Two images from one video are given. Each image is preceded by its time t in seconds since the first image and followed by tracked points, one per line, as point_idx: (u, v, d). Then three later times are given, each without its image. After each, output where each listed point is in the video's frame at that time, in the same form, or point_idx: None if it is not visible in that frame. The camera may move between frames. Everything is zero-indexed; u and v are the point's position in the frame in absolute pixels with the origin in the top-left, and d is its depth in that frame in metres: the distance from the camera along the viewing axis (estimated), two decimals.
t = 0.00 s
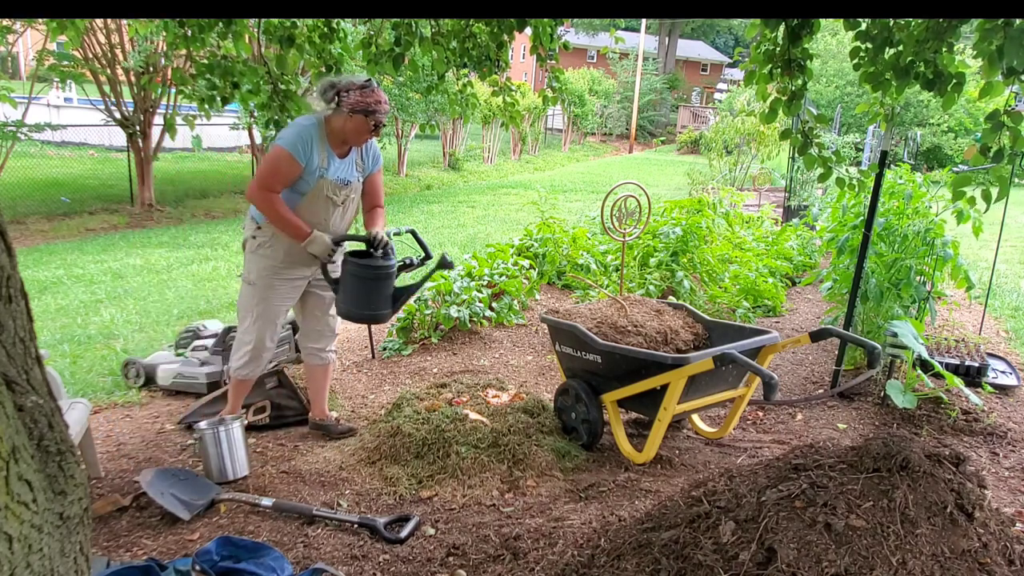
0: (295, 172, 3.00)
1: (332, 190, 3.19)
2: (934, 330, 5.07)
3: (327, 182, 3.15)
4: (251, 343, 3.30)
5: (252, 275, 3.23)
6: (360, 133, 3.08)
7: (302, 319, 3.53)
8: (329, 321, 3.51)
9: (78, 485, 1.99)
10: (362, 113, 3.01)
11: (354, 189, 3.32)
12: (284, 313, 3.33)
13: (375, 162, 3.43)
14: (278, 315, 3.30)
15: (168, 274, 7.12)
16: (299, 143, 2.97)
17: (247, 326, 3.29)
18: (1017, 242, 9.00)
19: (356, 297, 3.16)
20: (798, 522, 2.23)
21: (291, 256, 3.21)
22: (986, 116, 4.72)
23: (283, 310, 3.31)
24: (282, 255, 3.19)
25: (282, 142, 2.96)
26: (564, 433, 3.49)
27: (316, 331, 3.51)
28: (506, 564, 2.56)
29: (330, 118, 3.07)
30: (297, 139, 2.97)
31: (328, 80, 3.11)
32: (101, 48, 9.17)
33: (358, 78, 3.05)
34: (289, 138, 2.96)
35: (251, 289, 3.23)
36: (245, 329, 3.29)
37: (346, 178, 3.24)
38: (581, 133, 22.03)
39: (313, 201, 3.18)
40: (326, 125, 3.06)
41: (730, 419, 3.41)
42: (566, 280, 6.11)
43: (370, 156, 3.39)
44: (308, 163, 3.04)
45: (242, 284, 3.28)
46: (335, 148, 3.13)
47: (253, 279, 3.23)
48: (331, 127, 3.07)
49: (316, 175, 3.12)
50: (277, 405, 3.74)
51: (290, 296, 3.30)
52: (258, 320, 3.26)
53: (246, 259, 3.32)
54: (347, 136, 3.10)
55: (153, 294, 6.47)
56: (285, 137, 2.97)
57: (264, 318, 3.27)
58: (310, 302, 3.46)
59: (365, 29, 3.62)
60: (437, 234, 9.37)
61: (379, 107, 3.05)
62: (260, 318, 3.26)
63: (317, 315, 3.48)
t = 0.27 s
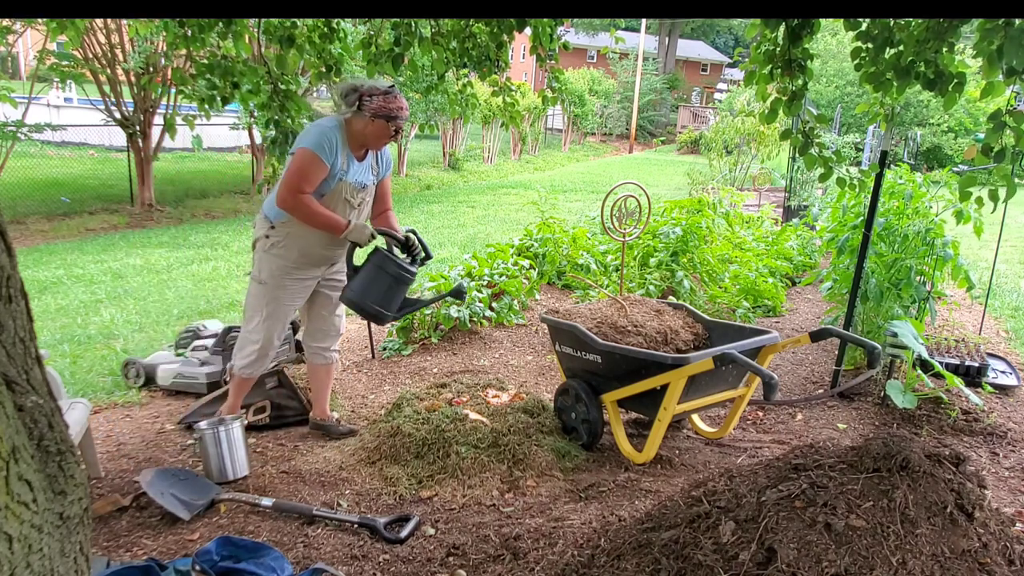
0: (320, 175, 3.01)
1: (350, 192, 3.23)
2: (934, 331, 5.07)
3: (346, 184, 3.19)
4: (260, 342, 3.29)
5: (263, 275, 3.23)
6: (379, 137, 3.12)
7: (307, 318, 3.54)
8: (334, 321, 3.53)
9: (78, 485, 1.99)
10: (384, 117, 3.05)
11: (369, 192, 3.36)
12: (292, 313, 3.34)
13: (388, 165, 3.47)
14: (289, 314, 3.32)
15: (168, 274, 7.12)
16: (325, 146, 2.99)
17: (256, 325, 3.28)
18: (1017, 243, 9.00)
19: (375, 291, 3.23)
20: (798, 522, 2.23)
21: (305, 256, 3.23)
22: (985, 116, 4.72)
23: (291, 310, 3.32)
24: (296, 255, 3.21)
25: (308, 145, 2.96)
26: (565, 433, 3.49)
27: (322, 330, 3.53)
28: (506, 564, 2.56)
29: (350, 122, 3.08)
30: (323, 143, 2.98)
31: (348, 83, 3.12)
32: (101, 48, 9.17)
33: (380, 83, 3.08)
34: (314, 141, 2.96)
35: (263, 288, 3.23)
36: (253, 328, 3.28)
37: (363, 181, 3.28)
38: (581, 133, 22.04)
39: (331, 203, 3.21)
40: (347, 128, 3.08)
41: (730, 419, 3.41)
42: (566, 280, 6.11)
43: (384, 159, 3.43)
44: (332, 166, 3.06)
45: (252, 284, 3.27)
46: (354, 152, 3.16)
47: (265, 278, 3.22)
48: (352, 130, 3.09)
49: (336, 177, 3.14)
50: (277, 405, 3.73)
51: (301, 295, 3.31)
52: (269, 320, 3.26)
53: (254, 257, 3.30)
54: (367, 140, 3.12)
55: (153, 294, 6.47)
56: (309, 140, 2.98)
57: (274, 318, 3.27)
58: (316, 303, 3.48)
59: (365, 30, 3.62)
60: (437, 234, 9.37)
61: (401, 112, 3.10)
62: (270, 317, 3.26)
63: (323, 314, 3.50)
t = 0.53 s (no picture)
0: (333, 177, 3.01)
1: (359, 194, 3.23)
2: (934, 331, 5.07)
3: (356, 186, 3.19)
4: (268, 341, 3.29)
5: (271, 275, 3.21)
6: (391, 140, 3.13)
7: (311, 318, 3.53)
8: (337, 322, 3.53)
9: (78, 485, 1.99)
10: (397, 121, 3.07)
11: (376, 194, 3.37)
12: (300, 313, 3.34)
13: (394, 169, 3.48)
14: (297, 314, 3.33)
15: (167, 274, 7.12)
16: (338, 147, 2.99)
17: (264, 325, 3.27)
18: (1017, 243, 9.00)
19: (374, 293, 3.23)
20: (798, 522, 2.23)
21: (314, 256, 3.23)
22: (985, 115, 4.72)
23: (299, 309, 3.32)
24: (305, 254, 3.21)
25: (322, 145, 2.96)
26: (564, 433, 3.49)
27: (326, 330, 3.53)
28: (506, 564, 2.56)
29: (362, 124, 3.09)
30: (337, 143, 2.99)
31: (361, 86, 3.14)
32: (102, 48, 9.17)
33: (393, 87, 3.10)
34: (328, 142, 2.96)
35: (271, 287, 3.22)
36: (260, 327, 3.28)
37: (371, 184, 3.29)
38: (581, 133, 22.04)
39: (341, 204, 3.21)
40: (359, 130, 3.09)
41: (730, 419, 3.41)
42: (566, 280, 6.10)
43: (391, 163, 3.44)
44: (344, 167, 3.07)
45: (259, 284, 3.25)
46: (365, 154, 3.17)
47: (273, 279, 3.21)
48: (364, 132, 3.10)
49: (347, 179, 3.14)
50: (277, 405, 3.73)
51: (308, 295, 3.31)
52: (278, 320, 3.26)
53: (260, 257, 3.28)
54: (379, 143, 3.14)
55: (153, 294, 6.46)
56: (323, 140, 2.98)
57: (282, 317, 3.27)
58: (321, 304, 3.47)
59: (365, 30, 3.62)
60: (437, 234, 9.37)
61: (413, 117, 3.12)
62: (278, 316, 3.26)
63: (326, 316, 3.49)
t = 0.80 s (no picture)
0: (341, 178, 3.01)
1: (364, 194, 3.23)
2: (934, 331, 5.07)
3: (361, 186, 3.19)
4: (271, 341, 3.29)
5: (274, 275, 3.21)
6: (394, 140, 3.14)
7: (312, 318, 3.53)
8: (338, 321, 3.53)
9: (78, 485, 1.99)
10: (401, 122, 3.08)
11: (379, 195, 3.37)
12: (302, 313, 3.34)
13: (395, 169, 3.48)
14: (300, 314, 3.33)
15: (167, 274, 7.12)
16: (344, 148, 2.99)
17: (267, 325, 3.27)
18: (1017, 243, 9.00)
19: (381, 292, 3.26)
20: (798, 522, 2.23)
21: (317, 256, 3.23)
22: (986, 115, 4.72)
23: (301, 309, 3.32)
24: (308, 254, 3.21)
25: (328, 146, 2.96)
26: (565, 433, 3.49)
27: (327, 330, 3.53)
28: (506, 564, 2.56)
29: (366, 124, 3.09)
30: (342, 144, 2.99)
31: (364, 86, 3.13)
32: (101, 48, 9.17)
33: (397, 87, 3.10)
34: (335, 143, 2.96)
35: (274, 287, 3.21)
36: (264, 328, 3.28)
37: (375, 184, 3.29)
38: (581, 133, 22.04)
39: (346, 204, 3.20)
40: (363, 130, 3.09)
41: (730, 419, 3.41)
42: (566, 280, 6.10)
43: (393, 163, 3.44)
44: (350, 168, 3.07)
45: (262, 284, 3.25)
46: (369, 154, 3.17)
47: (276, 279, 3.20)
48: (367, 132, 3.10)
49: (352, 180, 3.14)
50: (277, 405, 3.73)
51: (310, 295, 3.31)
52: (281, 321, 3.27)
53: (262, 257, 3.26)
54: (382, 143, 3.14)
55: (153, 294, 6.46)
56: (328, 141, 2.97)
57: (284, 317, 3.27)
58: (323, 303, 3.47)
59: (365, 30, 3.62)
60: (437, 234, 9.37)
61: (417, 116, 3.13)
62: (281, 316, 3.26)
63: (327, 316, 3.49)
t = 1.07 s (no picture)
0: (347, 181, 3.02)
1: (366, 195, 3.23)
2: (934, 331, 5.07)
3: (364, 188, 3.19)
4: (271, 341, 3.29)
5: (274, 275, 3.20)
6: (397, 141, 3.14)
7: (312, 318, 3.53)
8: (339, 321, 3.53)
9: (78, 485, 1.99)
10: (404, 123, 3.08)
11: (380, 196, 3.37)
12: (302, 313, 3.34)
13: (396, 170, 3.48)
14: (300, 314, 3.33)
15: (167, 274, 7.12)
16: (348, 151, 3.00)
17: (266, 324, 3.27)
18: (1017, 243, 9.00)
19: (393, 294, 3.28)
20: (798, 522, 2.23)
21: (318, 257, 3.23)
22: (985, 115, 4.72)
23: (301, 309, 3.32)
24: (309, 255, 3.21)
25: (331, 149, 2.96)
26: (564, 433, 3.49)
27: (327, 330, 3.53)
28: (506, 564, 2.56)
29: (369, 125, 3.09)
30: (346, 147, 2.99)
31: (367, 87, 3.14)
32: (101, 48, 9.17)
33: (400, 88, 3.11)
34: (341, 147, 2.96)
35: (274, 287, 3.21)
36: (263, 327, 3.28)
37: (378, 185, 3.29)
38: (581, 133, 22.05)
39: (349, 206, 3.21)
40: (366, 132, 3.09)
41: (730, 419, 3.41)
42: (566, 280, 6.10)
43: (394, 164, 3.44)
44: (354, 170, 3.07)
45: (262, 284, 3.24)
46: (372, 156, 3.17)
47: (277, 280, 3.20)
48: (371, 133, 3.10)
49: (355, 181, 3.14)
50: (277, 405, 3.73)
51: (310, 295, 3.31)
52: (281, 321, 3.27)
53: (262, 257, 3.26)
54: (386, 145, 3.14)
55: (153, 294, 6.46)
56: (332, 143, 2.98)
57: (284, 317, 3.27)
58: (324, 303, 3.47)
59: (365, 30, 3.62)
60: (436, 234, 9.37)
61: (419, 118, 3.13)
62: (281, 316, 3.25)
63: (327, 316, 3.49)
